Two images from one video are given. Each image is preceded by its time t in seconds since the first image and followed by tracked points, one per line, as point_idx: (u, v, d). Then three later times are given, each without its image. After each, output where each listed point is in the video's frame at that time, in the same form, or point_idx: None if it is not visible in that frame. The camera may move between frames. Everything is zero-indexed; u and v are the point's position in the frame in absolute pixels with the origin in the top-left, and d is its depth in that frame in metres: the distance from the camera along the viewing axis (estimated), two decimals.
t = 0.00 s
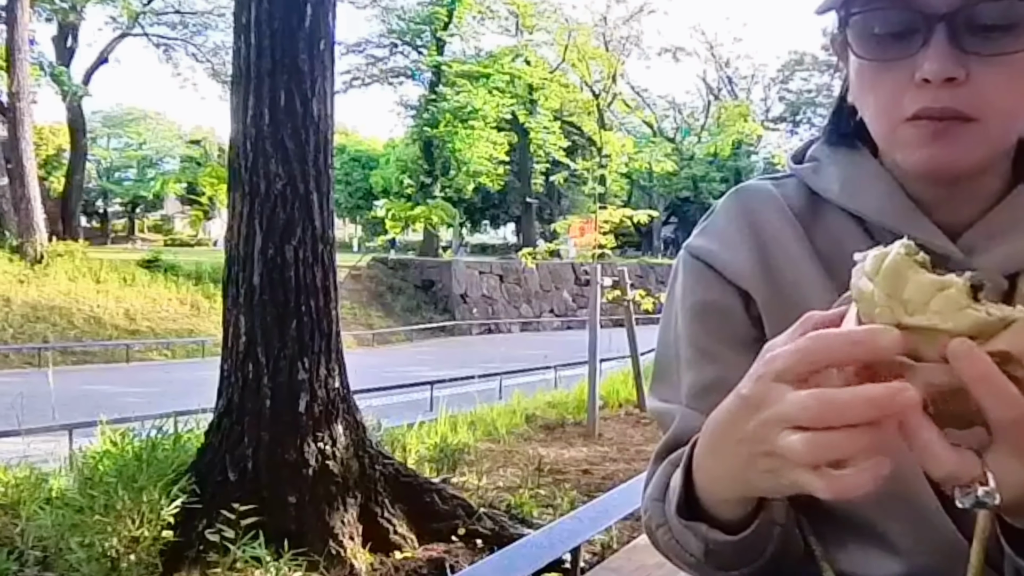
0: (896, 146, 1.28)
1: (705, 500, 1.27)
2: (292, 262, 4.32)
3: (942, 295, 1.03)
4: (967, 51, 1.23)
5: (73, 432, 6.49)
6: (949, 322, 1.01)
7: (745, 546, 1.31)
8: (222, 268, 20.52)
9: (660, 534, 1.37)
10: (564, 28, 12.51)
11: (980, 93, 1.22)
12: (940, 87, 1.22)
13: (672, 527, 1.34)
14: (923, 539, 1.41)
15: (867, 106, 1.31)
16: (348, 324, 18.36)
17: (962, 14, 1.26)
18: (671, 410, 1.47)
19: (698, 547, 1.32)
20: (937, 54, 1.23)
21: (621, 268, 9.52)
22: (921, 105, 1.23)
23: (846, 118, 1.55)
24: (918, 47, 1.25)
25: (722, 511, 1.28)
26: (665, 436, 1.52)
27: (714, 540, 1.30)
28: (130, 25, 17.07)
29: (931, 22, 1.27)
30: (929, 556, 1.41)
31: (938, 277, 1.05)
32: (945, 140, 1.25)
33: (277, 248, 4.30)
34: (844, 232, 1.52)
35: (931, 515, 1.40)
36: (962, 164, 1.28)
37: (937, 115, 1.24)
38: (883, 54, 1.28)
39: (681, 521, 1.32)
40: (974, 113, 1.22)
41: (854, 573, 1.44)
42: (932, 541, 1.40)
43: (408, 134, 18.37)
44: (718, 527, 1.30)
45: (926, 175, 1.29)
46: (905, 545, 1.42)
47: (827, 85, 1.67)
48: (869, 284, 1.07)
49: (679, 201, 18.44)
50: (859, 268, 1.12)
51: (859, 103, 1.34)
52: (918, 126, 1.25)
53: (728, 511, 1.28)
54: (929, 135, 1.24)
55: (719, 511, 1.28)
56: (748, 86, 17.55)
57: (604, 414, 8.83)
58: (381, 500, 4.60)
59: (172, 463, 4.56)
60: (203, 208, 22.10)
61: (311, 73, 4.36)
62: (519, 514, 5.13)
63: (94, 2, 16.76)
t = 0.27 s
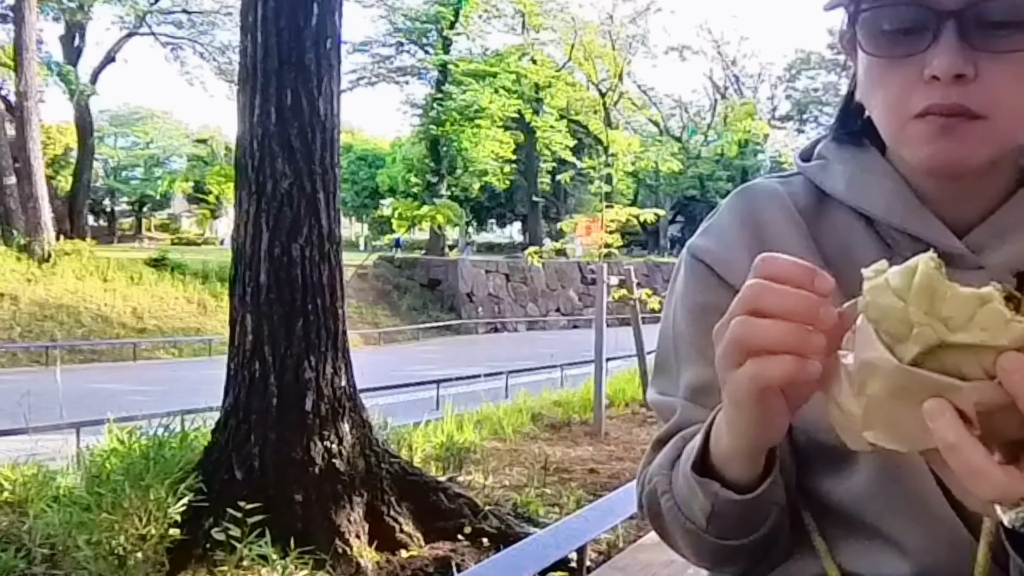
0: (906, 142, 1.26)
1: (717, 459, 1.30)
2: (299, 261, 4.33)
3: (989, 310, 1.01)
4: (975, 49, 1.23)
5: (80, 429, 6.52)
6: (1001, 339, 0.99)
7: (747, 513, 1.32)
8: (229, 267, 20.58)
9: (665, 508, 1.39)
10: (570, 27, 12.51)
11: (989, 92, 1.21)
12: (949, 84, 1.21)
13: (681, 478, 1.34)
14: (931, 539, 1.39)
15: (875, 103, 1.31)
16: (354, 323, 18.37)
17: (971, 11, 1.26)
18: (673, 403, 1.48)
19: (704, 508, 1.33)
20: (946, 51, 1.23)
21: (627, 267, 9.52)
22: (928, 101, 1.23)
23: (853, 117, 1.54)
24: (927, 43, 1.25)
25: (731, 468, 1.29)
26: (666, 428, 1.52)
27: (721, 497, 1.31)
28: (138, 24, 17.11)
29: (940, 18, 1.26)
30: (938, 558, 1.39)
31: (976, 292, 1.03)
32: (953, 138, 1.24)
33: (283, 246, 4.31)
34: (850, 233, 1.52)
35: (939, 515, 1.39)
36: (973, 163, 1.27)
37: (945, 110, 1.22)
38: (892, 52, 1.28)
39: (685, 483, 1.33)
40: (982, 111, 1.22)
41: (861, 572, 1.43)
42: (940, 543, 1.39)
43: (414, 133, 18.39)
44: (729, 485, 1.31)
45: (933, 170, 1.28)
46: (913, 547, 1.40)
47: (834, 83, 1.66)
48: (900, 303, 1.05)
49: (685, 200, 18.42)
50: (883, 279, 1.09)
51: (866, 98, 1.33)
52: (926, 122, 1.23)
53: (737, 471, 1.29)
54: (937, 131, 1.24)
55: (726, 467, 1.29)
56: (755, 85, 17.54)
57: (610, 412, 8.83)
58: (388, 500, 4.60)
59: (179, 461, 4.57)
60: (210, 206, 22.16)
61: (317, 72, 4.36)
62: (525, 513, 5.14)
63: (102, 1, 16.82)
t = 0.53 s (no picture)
0: (913, 142, 1.26)
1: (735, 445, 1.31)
2: (305, 260, 4.34)
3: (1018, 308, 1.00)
4: (981, 48, 1.23)
5: (88, 428, 6.53)
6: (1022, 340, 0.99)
7: (760, 504, 1.33)
8: (235, 266, 20.60)
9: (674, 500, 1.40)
10: (577, 26, 12.47)
11: (996, 90, 1.21)
12: (955, 84, 1.21)
13: (695, 465, 1.35)
14: (938, 538, 1.39)
15: (881, 103, 1.30)
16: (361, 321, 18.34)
17: (977, 10, 1.25)
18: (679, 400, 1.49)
19: (716, 496, 1.34)
20: (952, 50, 1.23)
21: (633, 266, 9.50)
22: (935, 99, 1.23)
23: (860, 115, 1.53)
24: (932, 43, 1.25)
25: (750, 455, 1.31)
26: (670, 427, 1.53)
27: (738, 485, 1.32)
28: (144, 23, 17.11)
29: (946, 17, 1.26)
30: (944, 558, 1.39)
31: (1005, 292, 1.03)
32: (960, 137, 1.23)
33: (289, 246, 4.32)
34: (857, 232, 1.51)
35: (944, 515, 1.38)
36: (979, 164, 1.26)
37: (950, 110, 1.22)
38: (897, 51, 1.27)
39: (698, 471, 1.35)
40: (990, 110, 1.21)
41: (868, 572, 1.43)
42: (946, 543, 1.38)
43: (421, 132, 18.37)
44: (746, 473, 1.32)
45: (939, 171, 1.28)
46: (918, 545, 1.40)
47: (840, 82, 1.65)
48: (929, 292, 1.04)
49: (691, 199, 18.39)
50: (918, 267, 1.08)
51: (872, 96, 1.33)
52: (932, 123, 1.23)
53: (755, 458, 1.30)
54: (944, 130, 1.24)
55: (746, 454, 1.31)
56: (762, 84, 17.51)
57: (617, 412, 8.82)
58: (393, 498, 4.61)
59: (186, 459, 4.58)
60: (217, 205, 22.19)
61: (323, 71, 4.37)
62: (531, 512, 5.13)
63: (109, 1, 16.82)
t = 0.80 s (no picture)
0: (922, 141, 1.26)
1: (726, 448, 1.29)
2: (312, 258, 4.34)
3: (1003, 329, 1.01)
4: (993, 45, 1.23)
5: (95, 428, 6.54)
6: (1011, 360, 0.99)
7: (751, 507, 1.32)
8: (242, 264, 20.64)
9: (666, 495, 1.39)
10: (583, 25, 12.46)
11: (1008, 88, 1.21)
12: (968, 82, 1.21)
13: (688, 463, 1.34)
14: (944, 537, 1.38)
15: (892, 101, 1.30)
16: (367, 320, 18.33)
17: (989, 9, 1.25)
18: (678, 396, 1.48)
19: (706, 496, 1.32)
20: (964, 48, 1.23)
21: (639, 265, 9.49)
22: (947, 99, 1.22)
23: (867, 115, 1.53)
24: (943, 42, 1.25)
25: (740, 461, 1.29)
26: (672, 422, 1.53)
27: (728, 488, 1.30)
28: (151, 22, 17.12)
29: (958, 15, 1.26)
30: (951, 559, 1.38)
31: (998, 309, 1.03)
32: (973, 136, 1.23)
33: (296, 244, 4.33)
34: (864, 232, 1.50)
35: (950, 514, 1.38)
36: (991, 164, 1.26)
37: (966, 109, 1.22)
38: (909, 49, 1.27)
39: (690, 469, 1.33)
40: (1002, 108, 1.21)
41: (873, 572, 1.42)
42: (950, 543, 1.38)
43: (427, 131, 18.37)
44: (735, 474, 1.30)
45: (949, 169, 1.28)
46: (925, 544, 1.39)
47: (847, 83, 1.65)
48: (922, 306, 1.06)
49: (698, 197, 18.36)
50: (915, 280, 1.10)
51: (881, 95, 1.33)
52: (942, 121, 1.23)
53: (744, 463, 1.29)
54: (955, 130, 1.23)
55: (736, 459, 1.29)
56: (769, 82, 17.49)
57: (623, 411, 8.81)
58: (399, 497, 4.61)
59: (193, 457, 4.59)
60: (224, 204, 22.23)
61: (331, 70, 4.37)
62: (537, 510, 5.14)
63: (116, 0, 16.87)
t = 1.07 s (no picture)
0: (928, 138, 1.25)
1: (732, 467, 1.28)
2: (318, 257, 4.35)
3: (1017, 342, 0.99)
4: (999, 41, 1.23)
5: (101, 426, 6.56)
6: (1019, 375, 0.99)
7: (752, 522, 1.31)
8: (249, 263, 20.67)
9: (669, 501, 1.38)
10: (589, 23, 12.43)
11: (1014, 83, 1.20)
12: (974, 78, 1.21)
13: (691, 477, 1.33)
14: (947, 536, 1.38)
15: (897, 98, 1.29)
16: (373, 320, 18.33)
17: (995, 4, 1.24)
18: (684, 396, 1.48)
19: (708, 509, 1.31)
20: (971, 44, 1.22)
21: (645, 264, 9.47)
22: (952, 94, 1.22)
23: (872, 112, 1.53)
24: (951, 37, 1.24)
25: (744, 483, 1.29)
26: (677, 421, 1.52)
27: (731, 506, 1.29)
28: (158, 22, 17.14)
29: (965, 12, 1.25)
30: (957, 557, 1.38)
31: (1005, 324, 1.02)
32: (981, 132, 1.23)
33: (303, 243, 4.34)
34: (869, 231, 1.50)
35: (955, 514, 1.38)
36: (997, 159, 1.26)
37: (972, 105, 1.22)
38: (915, 44, 1.26)
39: (693, 482, 1.32)
40: (1010, 103, 1.20)
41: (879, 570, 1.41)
42: (958, 542, 1.38)
43: (433, 130, 18.36)
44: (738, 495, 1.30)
45: (957, 164, 1.27)
46: (932, 544, 1.39)
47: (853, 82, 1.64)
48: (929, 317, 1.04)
49: (705, 196, 18.32)
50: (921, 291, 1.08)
51: (887, 93, 1.32)
52: (949, 117, 1.23)
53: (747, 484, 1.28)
54: (961, 126, 1.23)
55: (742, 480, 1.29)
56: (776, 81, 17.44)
57: (629, 410, 8.80)
58: (406, 495, 4.61)
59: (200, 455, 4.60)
60: (231, 202, 22.27)
61: (337, 68, 4.37)
62: (543, 509, 5.13)
63: None
